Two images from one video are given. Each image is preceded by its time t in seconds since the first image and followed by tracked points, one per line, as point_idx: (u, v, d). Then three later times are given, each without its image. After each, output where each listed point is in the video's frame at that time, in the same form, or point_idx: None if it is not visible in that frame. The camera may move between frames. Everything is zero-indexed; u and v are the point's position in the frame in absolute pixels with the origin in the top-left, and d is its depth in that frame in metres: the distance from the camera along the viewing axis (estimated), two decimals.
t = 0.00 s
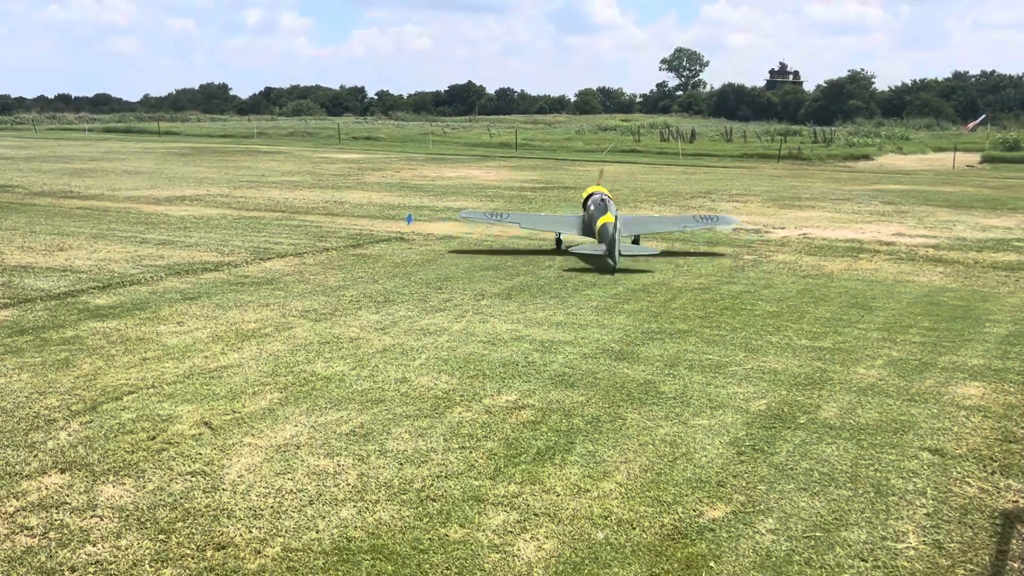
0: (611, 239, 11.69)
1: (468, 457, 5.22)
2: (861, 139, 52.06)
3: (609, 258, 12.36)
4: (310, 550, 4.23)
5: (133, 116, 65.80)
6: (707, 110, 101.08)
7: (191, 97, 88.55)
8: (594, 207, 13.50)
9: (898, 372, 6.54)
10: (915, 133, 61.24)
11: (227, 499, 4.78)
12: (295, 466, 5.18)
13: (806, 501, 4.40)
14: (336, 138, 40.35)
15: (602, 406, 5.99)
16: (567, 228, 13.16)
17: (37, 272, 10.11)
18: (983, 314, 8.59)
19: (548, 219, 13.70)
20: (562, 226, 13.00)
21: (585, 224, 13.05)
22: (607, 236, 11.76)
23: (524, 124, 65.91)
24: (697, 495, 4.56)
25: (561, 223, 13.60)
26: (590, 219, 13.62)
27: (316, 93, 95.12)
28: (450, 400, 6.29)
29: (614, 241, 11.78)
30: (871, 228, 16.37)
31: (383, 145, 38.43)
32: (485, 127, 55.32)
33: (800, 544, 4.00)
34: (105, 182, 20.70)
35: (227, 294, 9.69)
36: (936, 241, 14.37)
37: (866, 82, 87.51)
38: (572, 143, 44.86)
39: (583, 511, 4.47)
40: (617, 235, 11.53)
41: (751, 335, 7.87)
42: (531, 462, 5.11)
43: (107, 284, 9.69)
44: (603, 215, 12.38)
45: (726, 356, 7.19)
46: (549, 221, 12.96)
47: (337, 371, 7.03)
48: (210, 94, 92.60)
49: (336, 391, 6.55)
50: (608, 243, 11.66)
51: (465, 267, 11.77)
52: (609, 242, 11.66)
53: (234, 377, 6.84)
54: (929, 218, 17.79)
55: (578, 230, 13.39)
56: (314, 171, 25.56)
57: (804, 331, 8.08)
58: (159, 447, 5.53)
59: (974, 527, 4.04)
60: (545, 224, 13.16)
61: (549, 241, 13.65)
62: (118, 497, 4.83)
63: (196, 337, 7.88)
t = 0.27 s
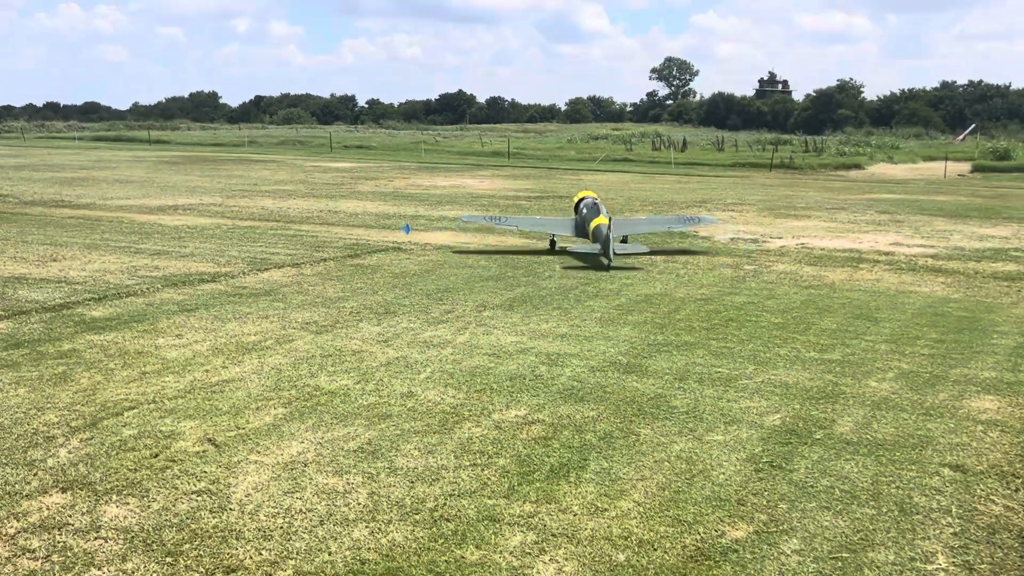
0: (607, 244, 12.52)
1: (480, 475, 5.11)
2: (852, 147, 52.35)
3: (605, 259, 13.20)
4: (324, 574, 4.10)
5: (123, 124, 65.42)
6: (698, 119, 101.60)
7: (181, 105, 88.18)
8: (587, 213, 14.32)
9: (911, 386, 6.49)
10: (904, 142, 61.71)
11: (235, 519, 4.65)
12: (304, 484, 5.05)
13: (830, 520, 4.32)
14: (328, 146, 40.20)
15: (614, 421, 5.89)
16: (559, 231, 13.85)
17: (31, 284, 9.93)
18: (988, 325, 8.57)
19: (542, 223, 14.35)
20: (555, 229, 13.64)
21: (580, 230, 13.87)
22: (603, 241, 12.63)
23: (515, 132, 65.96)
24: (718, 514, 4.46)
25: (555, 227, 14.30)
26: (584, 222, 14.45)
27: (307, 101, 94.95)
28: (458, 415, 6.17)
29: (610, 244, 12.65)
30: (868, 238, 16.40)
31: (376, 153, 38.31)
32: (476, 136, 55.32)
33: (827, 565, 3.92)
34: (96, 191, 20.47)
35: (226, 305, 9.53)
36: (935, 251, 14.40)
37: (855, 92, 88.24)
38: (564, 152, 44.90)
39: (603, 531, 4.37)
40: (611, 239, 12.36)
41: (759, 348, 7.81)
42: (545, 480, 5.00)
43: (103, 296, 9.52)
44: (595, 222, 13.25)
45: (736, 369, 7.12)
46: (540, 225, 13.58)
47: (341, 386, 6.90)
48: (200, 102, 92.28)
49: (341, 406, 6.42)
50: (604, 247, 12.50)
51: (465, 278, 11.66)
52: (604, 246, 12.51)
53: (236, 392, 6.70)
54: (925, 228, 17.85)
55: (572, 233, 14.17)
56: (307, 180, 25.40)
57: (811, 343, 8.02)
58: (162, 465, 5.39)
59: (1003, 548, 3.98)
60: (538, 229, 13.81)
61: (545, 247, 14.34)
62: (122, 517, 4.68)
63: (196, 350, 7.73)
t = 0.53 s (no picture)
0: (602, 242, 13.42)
1: (493, 488, 5.02)
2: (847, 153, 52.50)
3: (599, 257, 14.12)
4: None
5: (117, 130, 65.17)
6: (692, 125, 101.89)
7: (175, 110, 87.94)
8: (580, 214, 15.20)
9: (924, 395, 6.44)
10: (899, 147, 61.93)
11: (244, 535, 4.54)
12: (313, 498, 4.94)
13: (853, 535, 4.25)
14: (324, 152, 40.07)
15: (627, 432, 5.81)
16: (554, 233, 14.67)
17: (28, 291, 9.80)
18: (997, 333, 8.54)
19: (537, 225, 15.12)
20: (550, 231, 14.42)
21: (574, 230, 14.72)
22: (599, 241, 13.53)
23: (510, 137, 65.94)
24: (739, 528, 4.38)
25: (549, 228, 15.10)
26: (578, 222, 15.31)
27: (302, 107, 94.82)
28: (468, 425, 6.07)
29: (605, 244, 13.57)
30: (869, 244, 16.40)
31: (372, 159, 38.22)
32: (472, 141, 55.28)
33: None
34: (92, 196, 20.32)
35: (227, 312, 9.41)
36: (936, 258, 14.40)
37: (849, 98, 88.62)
38: (560, 158, 44.91)
39: (622, 546, 4.28)
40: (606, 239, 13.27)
41: (768, 356, 7.75)
42: (560, 493, 4.91)
43: (102, 304, 9.40)
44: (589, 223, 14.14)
45: (746, 378, 7.06)
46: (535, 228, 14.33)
47: (347, 395, 6.79)
48: (194, 107, 92.08)
49: (348, 416, 6.31)
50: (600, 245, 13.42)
51: (468, 284, 11.56)
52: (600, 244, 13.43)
53: (241, 401, 6.58)
54: (925, 234, 17.87)
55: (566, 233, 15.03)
56: (303, 186, 25.27)
57: (820, 351, 7.96)
58: (168, 477, 5.28)
59: None
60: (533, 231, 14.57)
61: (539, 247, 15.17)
62: (128, 532, 4.57)
63: (198, 359, 7.61)
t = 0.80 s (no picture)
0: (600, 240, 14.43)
1: (509, 505, 4.87)
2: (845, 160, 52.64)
3: (595, 254, 15.15)
4: None
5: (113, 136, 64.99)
6: (689, 132, 102.15)
7: (172, 117, 87.76)
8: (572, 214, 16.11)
9: (943, 407, 6.34)
10: (895, 154, 62.17)
11: (253, 555, 4.39)
12: (324, 516, 4.80)
13: (884, 555, 4.12)
14: (321, 158, 39.96)
15: (643, 446, 5.67)
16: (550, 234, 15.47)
17: (26, 300, 9.63)
18: (1010, 343, 8.48)
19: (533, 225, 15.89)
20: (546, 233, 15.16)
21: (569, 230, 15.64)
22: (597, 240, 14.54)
23: (508, 144, 65.96)
24: (765, 548, 4.25)
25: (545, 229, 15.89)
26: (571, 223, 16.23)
27: (299, 113, 94.70)
28: (479, 440, 5.92)
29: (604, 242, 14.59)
30: (873, 252, 16.35)
31: (370, 165, 38.11)
32: (469, 148, 55.20)
33: None
34: (89, 203, 20.14)
35: (229, 321, 9.24)
36: (942, 266, 14.37)
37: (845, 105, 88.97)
38: (558, 164, 44.84)
39: (645, 568, 4.14)
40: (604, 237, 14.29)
41: (782, 368, 7.66)
42: (578, 510, 4.77)
43: (102, 312, 9.24)
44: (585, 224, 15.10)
45: (760, 390, 6.95)
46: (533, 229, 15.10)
47: (354, 408, 6.63)
48: (191, 113, 91.94)
49: (356, 429, 6.16)
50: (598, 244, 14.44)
51: (472, 292, 11.42)
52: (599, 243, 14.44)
53: (246, 415, 6.42)
54: (928, 242, 17.84)
55: (562, 233, 15.98)
56: (302, 192, 25.13)
57: (833, 362, 7.86)
58: (173, 494, 5.13)
59: None
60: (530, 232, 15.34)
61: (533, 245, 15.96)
62: (133, 553, 4.42)
63: (201, 370, 7.45)
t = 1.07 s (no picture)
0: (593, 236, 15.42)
1: (518, 518, 4.75)
2: (843, 164, 52.72)
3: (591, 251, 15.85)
4: None
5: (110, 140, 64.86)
6: (686, 136, 102.27)
7: (169, 120, 87.58)
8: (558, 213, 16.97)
9: (957, 417, 6.28)
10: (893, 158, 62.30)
11: (256, 570, 4.25)
12: (328, 529, 4.66)
13: (907, 572, 4.03)
14: (319, 162, 39.82)
15: (653, 457, 5.56)
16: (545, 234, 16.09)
17: (21, 305, 9.46)
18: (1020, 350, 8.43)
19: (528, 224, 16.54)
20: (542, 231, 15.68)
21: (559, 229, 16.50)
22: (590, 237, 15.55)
23: (505, 148, 65.91)
24: (783, 564, 4.13)
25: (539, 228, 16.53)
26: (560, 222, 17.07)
27: (296, 117, 94.56)
28: (485, 450, 5.79)
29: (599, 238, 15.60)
30: (875, 257, 16.31)
31: (368, 169, 37.99)
32: (467, 152, 55.10)
33: None
34: (85, 207, 19.96)
35: (227, 327, 9.09)
36: (945, 271, 14.34)
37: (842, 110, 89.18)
38: (556, 168, 44.76)
39: None
40: (598, 234, 15.26)
41: (791, 375, 7.58)
42: (590, 523, 4.65)
43: (99, 318, 9.07)
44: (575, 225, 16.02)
45: (770, 398, 6.86)
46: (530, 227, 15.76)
47: (357, 416, 6.49)
48: (187, 117, 91.75)
49: (359, 439, 6.02)
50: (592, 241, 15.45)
51: (474, 297, 11.29)
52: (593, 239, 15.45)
53: (246, 423, 6.28)
54: (930, 247, 17.82)
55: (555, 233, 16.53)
56: (300, 196, 24.98)
57: (843, 369, 7.81)
58: (172, 506, 4.98)
59: None
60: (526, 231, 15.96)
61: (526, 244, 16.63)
62: (132, 568, 4.28)
63: (200, 377, 7.30)
